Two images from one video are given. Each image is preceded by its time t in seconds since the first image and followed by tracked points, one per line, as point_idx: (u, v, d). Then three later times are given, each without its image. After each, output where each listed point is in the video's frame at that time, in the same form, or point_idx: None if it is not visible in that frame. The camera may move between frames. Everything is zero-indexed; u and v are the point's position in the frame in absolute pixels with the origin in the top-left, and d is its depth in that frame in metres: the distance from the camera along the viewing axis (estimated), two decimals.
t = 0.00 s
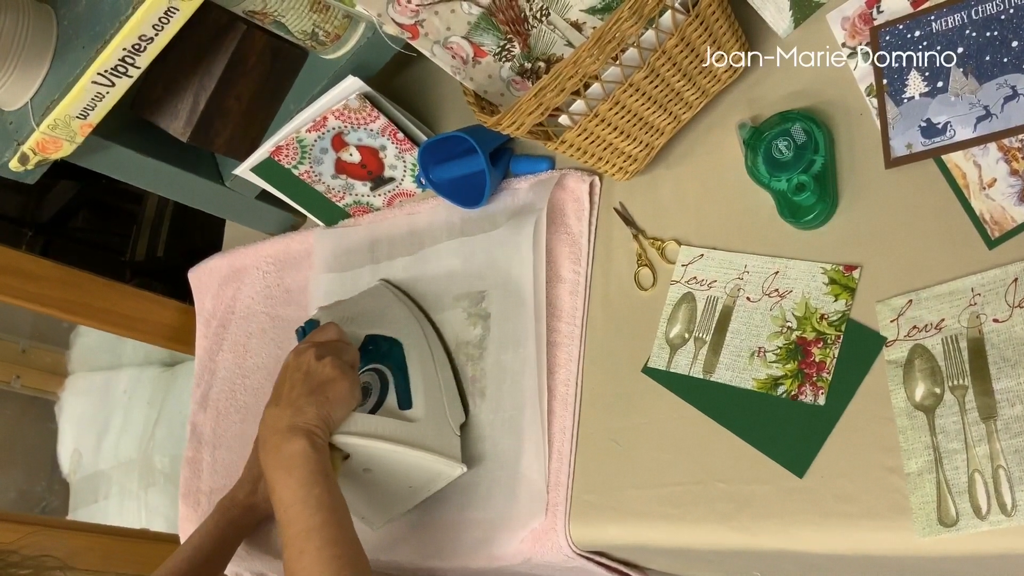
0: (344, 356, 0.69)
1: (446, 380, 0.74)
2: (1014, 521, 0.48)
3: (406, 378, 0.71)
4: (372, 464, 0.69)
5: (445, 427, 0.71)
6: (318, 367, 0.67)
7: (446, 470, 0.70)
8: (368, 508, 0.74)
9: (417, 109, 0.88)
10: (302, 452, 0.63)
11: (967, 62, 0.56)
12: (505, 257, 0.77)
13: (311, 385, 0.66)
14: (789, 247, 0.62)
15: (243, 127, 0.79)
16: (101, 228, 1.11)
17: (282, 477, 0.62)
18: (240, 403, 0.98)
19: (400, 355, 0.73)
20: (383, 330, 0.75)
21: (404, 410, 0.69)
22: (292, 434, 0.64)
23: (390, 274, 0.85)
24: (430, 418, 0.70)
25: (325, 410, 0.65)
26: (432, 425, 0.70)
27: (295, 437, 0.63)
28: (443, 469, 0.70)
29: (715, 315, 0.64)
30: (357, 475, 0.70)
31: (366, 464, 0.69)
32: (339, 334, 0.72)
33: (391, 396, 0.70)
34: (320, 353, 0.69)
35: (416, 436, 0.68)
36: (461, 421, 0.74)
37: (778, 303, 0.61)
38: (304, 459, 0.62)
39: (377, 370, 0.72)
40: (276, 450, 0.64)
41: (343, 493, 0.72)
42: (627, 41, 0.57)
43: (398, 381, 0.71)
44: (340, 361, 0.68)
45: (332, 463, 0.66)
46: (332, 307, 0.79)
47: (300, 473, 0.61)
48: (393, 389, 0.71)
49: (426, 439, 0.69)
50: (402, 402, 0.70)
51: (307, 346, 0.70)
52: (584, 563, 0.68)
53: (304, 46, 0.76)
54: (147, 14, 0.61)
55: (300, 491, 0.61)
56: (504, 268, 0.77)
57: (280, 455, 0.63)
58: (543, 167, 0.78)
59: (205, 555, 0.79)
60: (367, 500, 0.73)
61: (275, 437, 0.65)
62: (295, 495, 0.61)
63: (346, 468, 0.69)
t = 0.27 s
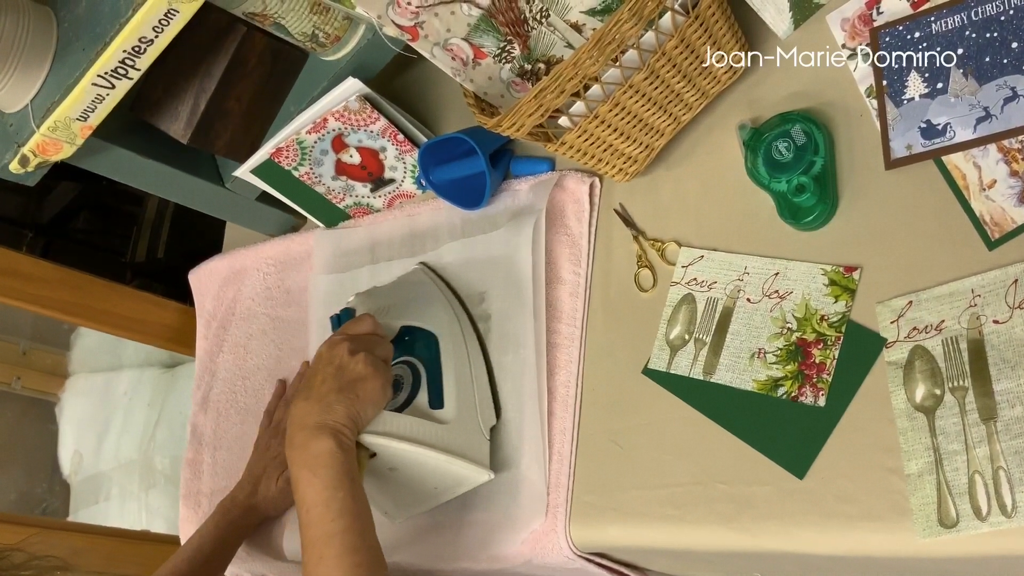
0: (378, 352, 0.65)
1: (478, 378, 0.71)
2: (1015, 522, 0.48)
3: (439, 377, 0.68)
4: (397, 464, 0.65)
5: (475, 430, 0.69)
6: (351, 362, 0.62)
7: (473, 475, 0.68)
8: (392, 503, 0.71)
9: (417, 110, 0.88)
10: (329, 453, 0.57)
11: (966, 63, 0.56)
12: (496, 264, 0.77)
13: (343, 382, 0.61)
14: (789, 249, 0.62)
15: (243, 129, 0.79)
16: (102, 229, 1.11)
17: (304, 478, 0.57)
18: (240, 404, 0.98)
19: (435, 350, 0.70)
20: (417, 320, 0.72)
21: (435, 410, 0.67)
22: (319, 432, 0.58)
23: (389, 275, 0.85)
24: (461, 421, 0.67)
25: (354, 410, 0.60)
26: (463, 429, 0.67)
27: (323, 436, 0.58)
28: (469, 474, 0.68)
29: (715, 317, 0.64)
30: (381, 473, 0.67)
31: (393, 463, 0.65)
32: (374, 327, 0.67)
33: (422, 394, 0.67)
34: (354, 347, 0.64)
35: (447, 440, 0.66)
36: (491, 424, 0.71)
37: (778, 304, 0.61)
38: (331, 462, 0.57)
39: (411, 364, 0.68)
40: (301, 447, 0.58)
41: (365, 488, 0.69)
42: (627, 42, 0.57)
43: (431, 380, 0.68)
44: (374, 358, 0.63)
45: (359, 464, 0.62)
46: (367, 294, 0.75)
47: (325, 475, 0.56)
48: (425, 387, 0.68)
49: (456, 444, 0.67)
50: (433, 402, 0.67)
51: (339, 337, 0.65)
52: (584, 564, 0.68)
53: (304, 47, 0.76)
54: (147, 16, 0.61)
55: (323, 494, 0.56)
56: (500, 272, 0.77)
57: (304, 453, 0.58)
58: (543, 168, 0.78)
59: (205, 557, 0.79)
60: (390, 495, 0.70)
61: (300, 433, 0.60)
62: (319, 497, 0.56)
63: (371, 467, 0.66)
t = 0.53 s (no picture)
0: (407, 353, 0.65)
1: (508, 382, 0.70)
2: (1014, 522, 0.48)
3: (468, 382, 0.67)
4: (420, 469, 0.65)
5: (500, 439, 0.68)
6: (379, 365, 0.62)
7: (496, 487, 0.67)
8: (411, 504, 0.71)
9: (417, 111, 0.88)
10: (349, 458, 0.59)
11: (965, 63, 0.56)
12: (494, 261, 0.76)
13: (370, 385, 0.61)
14: (788, 249, 0.62)
15: (243, 130, 0.79)
16: (102, 230, 1.11)
17: (326, 481, 0.59)
18: (240, 406, 0.98)
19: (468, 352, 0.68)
20: (450, 317, 0.70)
21: (463, 417, 0.66)
22: (342, 435, 0.60)
23: (389, 275, 0.85)
24: (488, 428, 0.66)
25: (379, 414, 0.61)
26: (489, 438, 0.66)
27: (345, 440, 0.59)
28: (491, 484, 0.67)
29: (714, 317, 0.64)
30: (405, 476, 0.67)
31: (414, 468, 0.65)
32: (407, 327, 0.67)
33: (449, 399, 0.66)
34: (384, 348, 0.64)
35: (471, 449, 0.65)
36: (518, 433, 0.70)
37: (777, 304, 0.61)
38: (351, 467, 0.58)
39: (441, 364, 0.68)
40: (324, 449, 0.60)
41: (386, 488, 0.69)
42: (626, 43, 0.57)
43: (460, 384, 0.67)
44: (404, 360, 0.63)
45: (381, 468, 0.62)
46: (402, 288, 0.73)
47: (345, 481, 0.58)
48: (453, 391, 0.67)
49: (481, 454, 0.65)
50: (461, 408, 0.66)
51: (370, 336, 0.65)
52: (584, 565, 0.68)
53: (303, 48, 0.76)
54: (146, 17, 0.61)
55: (343, 500, 0.58)
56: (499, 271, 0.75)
57: (327, 455, 0.60)
58: (542, 168, 0.78)
59: (205, 557, 0.79)
60: (410, 497, 0.70)
61: (323, 434, 0.61)
62: (339, 502, 0.58)
63: (393, 469, 0.66)
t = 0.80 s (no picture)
0: (430, 357, 0.65)
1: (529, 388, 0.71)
2: (1014, 522, 0.48)
3: (490, 389, 0.68)
4: (435, 477, 0.66)
5: (519, 449, 0.68)
6: (401, 372, 0.62)
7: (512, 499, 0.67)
8: (424, 509, 0.71)
9: (417, 111, 0.88)
10: (364, 466, 0.59)
11: (965, 63, 0.56)
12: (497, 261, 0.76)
13: (390, 391, 0.62)
14: (788, 249, 0.62)
15: (243, 130, 0.80)
16: (102, 231, 1.11)
17: (340, 488, 0.59)
18: (241, 406, 0.98)
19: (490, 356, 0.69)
20: (475, 321, 0.71)
21: (482, 425, 0.67)
22: (359, 442, 0.60)
23: (390, 276, 0.85)
24: (506, 438, 0.67)
25: (397, 422, 0.61)
26: (509, 448, 0.67)
27: (362, 448, 0.59)
28: (506, 496, 0.67)
29: (714, 317, 0.64)
30: (420, 484, 0.68)
31: (430, 475, 0.66)
32: (431, 331, 0.67)
33: (468, 406, 0.67)
34: (406, 353, 0.64)
35: (489, 458, 0.66)
36: (536, 444, 0.70)
37: (777, 304, 0.61)
38: (367, 476, 0.59)
39: (463, 370, 0.69)
40: (340, 455, 0.60)
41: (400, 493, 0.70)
42: (627, 43, 0.57)
43: (482, 391, 0.68)
44: (426, 366, 0.64)
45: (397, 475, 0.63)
46: (428, 287, 0.73)
47: (359, 490, 0.58)
48: (474, 398, 0.68)
49: (499, 464, 0.66)
50: (481, 416, 0.67)
51: (393, 340, 0.65)
52: (584, 564, 0.68)
53: (304, 48, 0.76)
54: (146, 18, 0.61)
55: (356, 509, 0.58)
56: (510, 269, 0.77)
57: (342, 461, 0.60)
58: (543, 168, 0.78)
59: (206, 558, 0.79)
60: (423, 502, 0.70)
61: (340, 439, 0.61)
62: (351, 510, 0.58)
63: (409, 476, 0.67)
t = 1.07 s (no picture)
0: (447, 370, 0.66)
1: (547, 398, 0.70)
2: (1015, 521, 0.48)
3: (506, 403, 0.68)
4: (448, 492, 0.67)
5: (536, 465, 0.68)
6: (420, 387, 0.63)
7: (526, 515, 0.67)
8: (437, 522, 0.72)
9: (418, 111, 0.88)
10: (383, 484, 0.59)
11: (965, 63, 0.56)
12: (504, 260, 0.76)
13: (411, 405, 0.62)
14: (789, 248, 0.62)
15: (244, 130, 0.80)
16: (102, 231, 1.11)
17: (356, 505, 0.59)
18: (241, 406, 0.98)
19: (506, 367, 0.70)
20: (494, 331, 0.72)
21: (497, 439, 0.67)
22: (379, 458, 0.60)
23: (390, 275, 0.85)
24: (520, 455, 0.67)
25: (417, 438, 0.61)
26: (525, 464, 0.67)
27: (381, 464, 0.59)
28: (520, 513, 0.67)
29: (715, 316, 0.64)
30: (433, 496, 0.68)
31: (444, 490, 0.66)
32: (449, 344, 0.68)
33: (483, 420, 0.68)
34: (426, 367, 0.65)
35: (502, 474, 0.66)
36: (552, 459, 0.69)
37: (778, 303, 0.61)
38: (385, 494, 0.59)
39: (479, 380, 0.69)
40: (358, 470, 0.60)
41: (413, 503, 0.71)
42: (627, 42, 0.57)
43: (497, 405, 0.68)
44: (445, 382, 0.65)
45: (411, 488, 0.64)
46: (446, 299, 0.76)
47: (377, 508, 0.58)
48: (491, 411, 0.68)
49: (513, 480, 0.66)
50: (496, 429, 0.68)
51: (413, 352, 0.66)
52: (585, 563, 0.68)
53: (305, 48, 0.76)
54: (147, 17, 0.61)
55: (373, 527, 0.58)
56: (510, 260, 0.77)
57: (360, 476, 0.59)
58: (544, 168, 0.78)
59: (206, 557, 0.79)
60: (436, 514, 0.71)
61: (355, 455, 0.61)
62: (367, 531, 0.58)
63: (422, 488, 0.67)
